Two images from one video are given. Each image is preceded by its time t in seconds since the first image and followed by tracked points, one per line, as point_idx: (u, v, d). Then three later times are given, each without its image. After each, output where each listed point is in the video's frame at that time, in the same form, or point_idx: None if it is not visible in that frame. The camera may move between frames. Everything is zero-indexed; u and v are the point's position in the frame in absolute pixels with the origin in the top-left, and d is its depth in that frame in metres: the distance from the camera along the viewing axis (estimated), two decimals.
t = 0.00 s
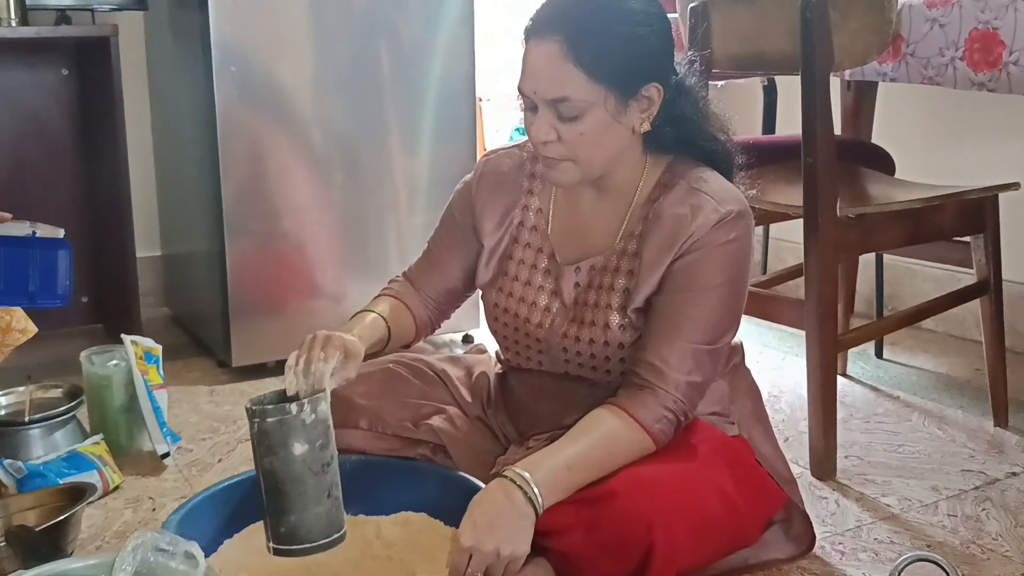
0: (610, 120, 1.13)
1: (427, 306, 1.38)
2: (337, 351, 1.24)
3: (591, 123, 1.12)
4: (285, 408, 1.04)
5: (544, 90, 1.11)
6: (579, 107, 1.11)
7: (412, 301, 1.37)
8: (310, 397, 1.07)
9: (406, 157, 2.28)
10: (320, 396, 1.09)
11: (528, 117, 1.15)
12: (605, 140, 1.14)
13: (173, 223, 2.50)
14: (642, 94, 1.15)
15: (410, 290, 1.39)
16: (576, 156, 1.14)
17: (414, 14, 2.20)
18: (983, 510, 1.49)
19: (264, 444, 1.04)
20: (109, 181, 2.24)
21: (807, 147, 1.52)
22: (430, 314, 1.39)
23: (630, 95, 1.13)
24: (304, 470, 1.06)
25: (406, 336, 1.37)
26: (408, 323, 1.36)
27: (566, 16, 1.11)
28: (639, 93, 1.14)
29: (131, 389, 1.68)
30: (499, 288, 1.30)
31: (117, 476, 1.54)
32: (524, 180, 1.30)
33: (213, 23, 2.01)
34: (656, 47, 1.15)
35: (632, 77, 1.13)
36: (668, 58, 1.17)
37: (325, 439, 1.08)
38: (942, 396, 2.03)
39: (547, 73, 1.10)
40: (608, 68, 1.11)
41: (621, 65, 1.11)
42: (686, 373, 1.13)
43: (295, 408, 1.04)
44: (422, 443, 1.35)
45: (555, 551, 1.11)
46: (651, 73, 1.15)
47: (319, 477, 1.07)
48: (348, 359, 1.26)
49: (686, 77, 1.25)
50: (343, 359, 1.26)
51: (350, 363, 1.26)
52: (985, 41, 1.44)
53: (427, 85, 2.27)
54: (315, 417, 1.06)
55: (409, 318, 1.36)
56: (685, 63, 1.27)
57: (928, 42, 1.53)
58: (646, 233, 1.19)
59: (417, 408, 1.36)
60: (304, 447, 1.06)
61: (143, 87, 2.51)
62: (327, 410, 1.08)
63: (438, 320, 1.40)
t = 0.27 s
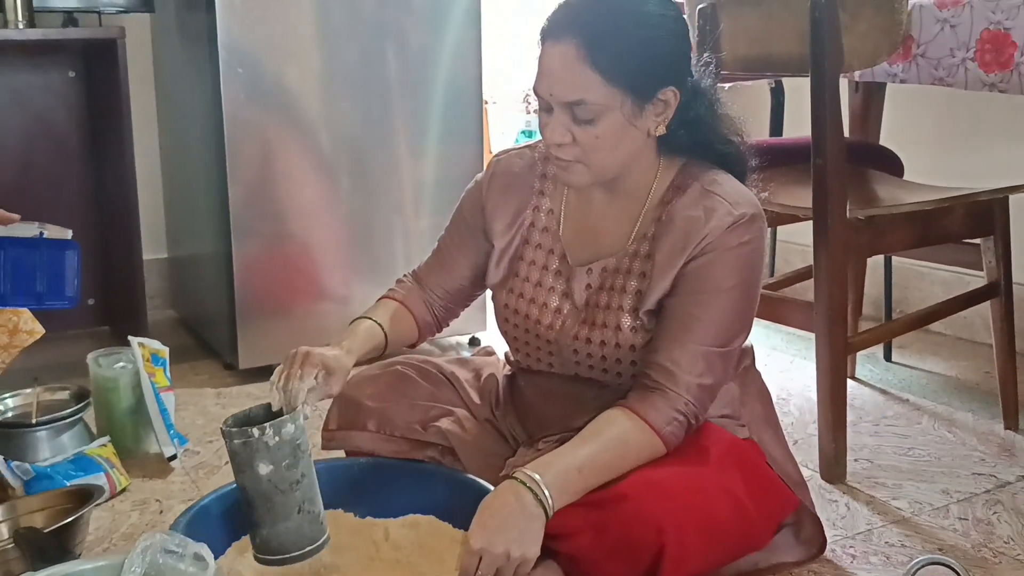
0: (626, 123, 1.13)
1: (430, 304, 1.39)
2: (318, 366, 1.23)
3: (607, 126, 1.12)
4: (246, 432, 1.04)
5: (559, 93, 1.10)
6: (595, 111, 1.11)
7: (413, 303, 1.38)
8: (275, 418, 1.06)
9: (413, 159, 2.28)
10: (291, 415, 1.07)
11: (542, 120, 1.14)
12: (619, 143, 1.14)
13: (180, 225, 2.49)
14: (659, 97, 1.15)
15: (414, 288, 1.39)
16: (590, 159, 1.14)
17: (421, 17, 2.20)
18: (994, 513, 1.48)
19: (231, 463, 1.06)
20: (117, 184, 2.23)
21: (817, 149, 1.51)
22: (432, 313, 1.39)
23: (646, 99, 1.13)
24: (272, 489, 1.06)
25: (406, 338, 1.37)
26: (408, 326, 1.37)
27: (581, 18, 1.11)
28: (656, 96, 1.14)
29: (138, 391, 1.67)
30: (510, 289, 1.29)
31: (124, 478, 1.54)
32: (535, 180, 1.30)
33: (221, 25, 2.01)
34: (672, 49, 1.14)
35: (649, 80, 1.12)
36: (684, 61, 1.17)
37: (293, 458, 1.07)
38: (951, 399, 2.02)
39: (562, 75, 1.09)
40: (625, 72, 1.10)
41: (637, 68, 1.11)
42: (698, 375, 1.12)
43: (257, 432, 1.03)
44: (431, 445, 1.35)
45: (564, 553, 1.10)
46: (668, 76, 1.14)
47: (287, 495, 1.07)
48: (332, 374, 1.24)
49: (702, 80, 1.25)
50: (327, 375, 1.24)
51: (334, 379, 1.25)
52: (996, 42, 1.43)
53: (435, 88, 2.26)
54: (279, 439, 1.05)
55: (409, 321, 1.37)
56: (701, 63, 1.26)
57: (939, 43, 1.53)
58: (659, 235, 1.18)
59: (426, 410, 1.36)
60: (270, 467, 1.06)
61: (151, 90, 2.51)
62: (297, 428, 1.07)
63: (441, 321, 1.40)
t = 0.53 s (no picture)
0: (649, 123, 1.13)
1: (434, 300, 1.38)
2: (306, 377, 1.22)
3: (628, 128, 1.11)
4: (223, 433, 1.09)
5: (580, 93, 1.10)
6: (617, 111, 1.10)
7: (416, 304, 1.37)
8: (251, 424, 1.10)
9: (418, 160, 2.27)
10: (270, 421, 1.12)
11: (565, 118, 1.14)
12: (642, 144, 1.13)
13: (186, 226, 2.49)
14: (682, 99, 1.14)
15: (419, 286, 1.38)
16: (613, 159, 1.13)
17: (428, 17, 2.20)
18: (1006, 514, 1.47)
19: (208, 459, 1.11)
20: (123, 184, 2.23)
21: (827, 149, 1.50)
22: (434, 312, 1.38)
23: (669, 101, 1.13)
24: (241, 490, 1.11)
25: (405, 338, 1.37)
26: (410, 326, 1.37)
27: (603, 15, 1.10)
28: (678, 97, 1.13)
29: (145, 392, 1.67)
30: (523, 288, 1.29)
31: (131, 479, 1.53)
32: (550, 178, 1.29)
33: (228, 26, 2.01)
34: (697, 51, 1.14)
35: (674, 80, 1.12)
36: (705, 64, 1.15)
37: (266, 464, 1.11)
38: (962, 400, 2.01)
39: (583, 75, 1.09)
40: (649, 73, 1.10)
41: (662, 69, 1.10)
42: (712, 376, 1.11)
43: (231, 435, 1.08)
44: (440, 446, 1.33)
45: (574, 554, 1.09)
46: (691, 78, 1.14)
47: (256, 499, 1.12)
48: (321, 385, 1.24)
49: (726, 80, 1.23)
50: (317, 386, 1.24)
51: (323, 390, 1.24)
52: (1008, 40, 1.43)
53: (441, 89, 2.26)
54: (253, 444, 1.10)
55: (411, 321, 1.37)
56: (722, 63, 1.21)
57: (950, 42, 1.52)
58: (677, 237, 1.17)
59: (435, 410, 1.35)
60: (243, 469, 1.11)
61: (156, 90, 2.51)
62: (273, 436, 1.11)
63: (444, 318, 1.40)
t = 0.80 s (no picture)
0: (656, 117, 1.12)
1: (439, 296, 1.37)
2: (311, 363, 1.22)
3: (634, 121, 1.10)
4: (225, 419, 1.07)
5: (587, 86, 1.09)
6: (622, 104, 1.09)
7: (422, 300, 1.36)
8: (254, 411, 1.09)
9: (420, 158, 2.26)
10: (274, 409, 1.10)
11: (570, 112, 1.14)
12: (649, 138, 1.12)
13: (187, 224, 2.48)
14: (687, 92, 1.13)
15: (425, 281, 1.38)
16: (619, 153, 1.13)
17: (429, 15, 2.19)
18: (1013, 513, 1.47)
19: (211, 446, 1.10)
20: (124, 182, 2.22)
21: (833, 146, 1.50)
22: (442, 307, 1.37)
23: (675, 94, 1.12)
24: (242, 477, 1.10)
25: (412, 332, 1.37)
26: (416, 323, 1.36)
27: (614, 8, 1.09)
28: (686, 91, 1.12)
29: (147, 390, 1.66)
30: (529, 284, 1.28)
31: (133, 477, 1.52)
32: (557, 174, 1.29)
33: (229, 24, 2.00)
34: (705, 45, 1.13)
35: (681, 74, 1.11)
36: (714, 58, 1.14)
37: (268, 452, 1.10)
38: (966, 398, 2.00)
39: (590, 69, 1.09)
40: (657, 66, 1.09)
41: (669, 62, 1.10)
42: (719, 373, 1.10)
43: (233, 421, 1.07)
44: (444, 444, 1.33)
45: (580, 552, 1.08)
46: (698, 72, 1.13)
47: (257, 487, 1.11)
48: (326, 374, 1.23)
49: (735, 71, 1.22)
50: (322, 374, 1.23)
51: (327, 379, 1.24)
52: (1016, 36, 1.41)
53: (442, 87, 2.25)
54: (256, 431, 1.08)
55: (417, 316, 1.36)
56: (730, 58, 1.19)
57: (958, 37, 1.52)
58: (684, 233, 1.17)
59: (439, 408, 1.34)
60: (244, 456, 1.09)
61: (158, 88, 2.50)
62: (275, 425, 1.10)
63: (452, 313, 1.39)
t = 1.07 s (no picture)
0: (653, 104, 1.11)
1: (443, 287, 1.37)
2: (319, 351, 1.23)
3: (631, 107, 1.09)
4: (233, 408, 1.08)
5: (585, 73, 1.08)
6: (618, 90, 1.08)
7: (426, 291, 1.36)
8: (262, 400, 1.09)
9: (423, 155, 2.25)
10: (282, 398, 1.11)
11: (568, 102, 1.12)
12: (649, 125, 1.12)
13: (189, 221, 2.47)
14: (685, 77, 1.12)
15: (428, 272, 1.37)
16: (617, 140, 1.11)
17: (431, 11, 2.18)
18: (1020, 509, 1.46)
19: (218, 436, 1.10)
20: (127, 178, 2.22)
21: (839, 140, 1.49)
22: (444, 299, 1.37)
23: (672, 79, 1.10)
24: (250, 467, 1.10)
25: (415, 324, 1.36)
26: (420, 314, 1.36)
27: None
28: (682, 77, 1.11)
29: (149, 386, 1.65)
30: (533, 278, 1.27)
31: (135, 473, 1.51)
32: (560, 166, 1.28)
33: (233, 19, 1.99)
34: (700, 30, 1.12)
35: (677, 61, 1.10)
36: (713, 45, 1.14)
37: (277, 440, 1.10)
38: (972, 395, 1.99)
39: (587, 54, 1.07)
40: (654, 51, 1.08)
41: (665, 47, 1.09)
42: (726, 366, 1.10)
43: (242, 408, 1.08)
44: (448, 440, 1.32)
45: (585, 548, 1.08)
46: (695, 57, 1.12)
47: (265, 476, 1.11)
48: (333, 362, 1.24)
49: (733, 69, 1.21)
50: (328, 362, 1.24)
51: (335, 367, 1.24)
52: None
53: (444, 83, 2.24)
54: (264, 419, 1.09)
55: (420, 307, 1.36)
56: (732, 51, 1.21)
57: (964, 31, 1.51)
58: (687, 226, 1.16)
59: (443, 404, 1.32)
60: (252, 445, 1.10)
61: (160, 84, 2.49)
62: (284, 412, 1.11)
63: (454, 306, 1.39)
